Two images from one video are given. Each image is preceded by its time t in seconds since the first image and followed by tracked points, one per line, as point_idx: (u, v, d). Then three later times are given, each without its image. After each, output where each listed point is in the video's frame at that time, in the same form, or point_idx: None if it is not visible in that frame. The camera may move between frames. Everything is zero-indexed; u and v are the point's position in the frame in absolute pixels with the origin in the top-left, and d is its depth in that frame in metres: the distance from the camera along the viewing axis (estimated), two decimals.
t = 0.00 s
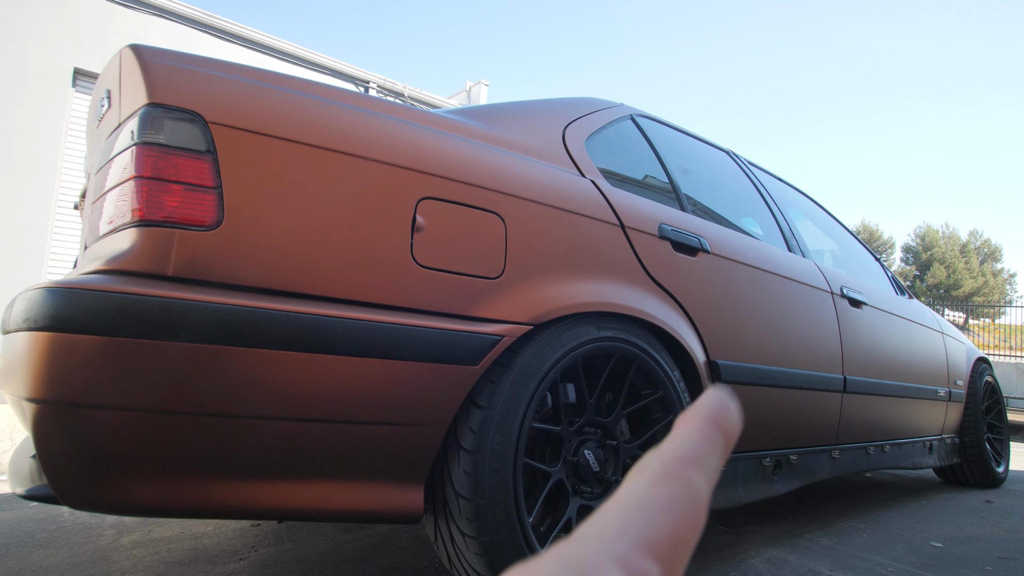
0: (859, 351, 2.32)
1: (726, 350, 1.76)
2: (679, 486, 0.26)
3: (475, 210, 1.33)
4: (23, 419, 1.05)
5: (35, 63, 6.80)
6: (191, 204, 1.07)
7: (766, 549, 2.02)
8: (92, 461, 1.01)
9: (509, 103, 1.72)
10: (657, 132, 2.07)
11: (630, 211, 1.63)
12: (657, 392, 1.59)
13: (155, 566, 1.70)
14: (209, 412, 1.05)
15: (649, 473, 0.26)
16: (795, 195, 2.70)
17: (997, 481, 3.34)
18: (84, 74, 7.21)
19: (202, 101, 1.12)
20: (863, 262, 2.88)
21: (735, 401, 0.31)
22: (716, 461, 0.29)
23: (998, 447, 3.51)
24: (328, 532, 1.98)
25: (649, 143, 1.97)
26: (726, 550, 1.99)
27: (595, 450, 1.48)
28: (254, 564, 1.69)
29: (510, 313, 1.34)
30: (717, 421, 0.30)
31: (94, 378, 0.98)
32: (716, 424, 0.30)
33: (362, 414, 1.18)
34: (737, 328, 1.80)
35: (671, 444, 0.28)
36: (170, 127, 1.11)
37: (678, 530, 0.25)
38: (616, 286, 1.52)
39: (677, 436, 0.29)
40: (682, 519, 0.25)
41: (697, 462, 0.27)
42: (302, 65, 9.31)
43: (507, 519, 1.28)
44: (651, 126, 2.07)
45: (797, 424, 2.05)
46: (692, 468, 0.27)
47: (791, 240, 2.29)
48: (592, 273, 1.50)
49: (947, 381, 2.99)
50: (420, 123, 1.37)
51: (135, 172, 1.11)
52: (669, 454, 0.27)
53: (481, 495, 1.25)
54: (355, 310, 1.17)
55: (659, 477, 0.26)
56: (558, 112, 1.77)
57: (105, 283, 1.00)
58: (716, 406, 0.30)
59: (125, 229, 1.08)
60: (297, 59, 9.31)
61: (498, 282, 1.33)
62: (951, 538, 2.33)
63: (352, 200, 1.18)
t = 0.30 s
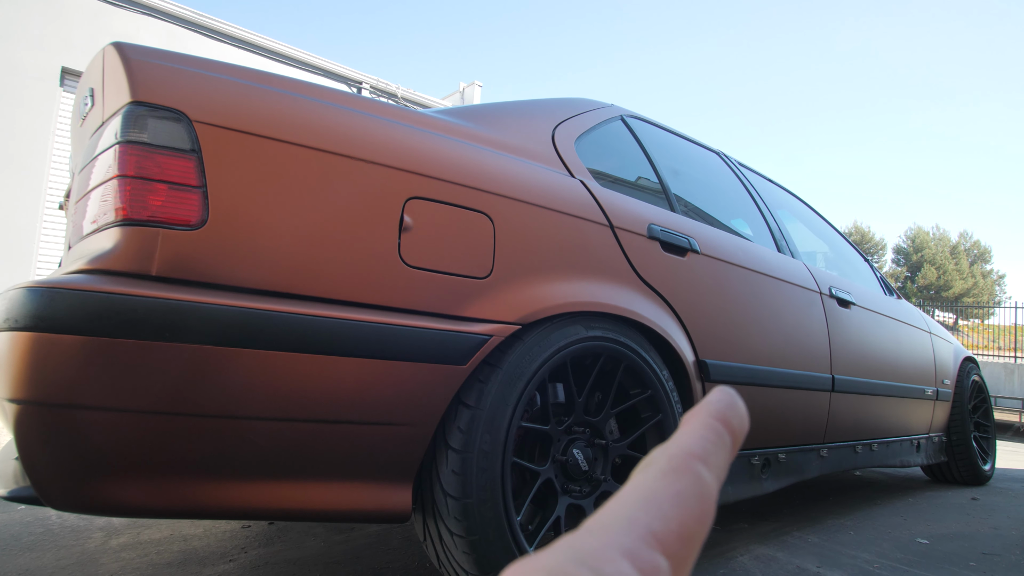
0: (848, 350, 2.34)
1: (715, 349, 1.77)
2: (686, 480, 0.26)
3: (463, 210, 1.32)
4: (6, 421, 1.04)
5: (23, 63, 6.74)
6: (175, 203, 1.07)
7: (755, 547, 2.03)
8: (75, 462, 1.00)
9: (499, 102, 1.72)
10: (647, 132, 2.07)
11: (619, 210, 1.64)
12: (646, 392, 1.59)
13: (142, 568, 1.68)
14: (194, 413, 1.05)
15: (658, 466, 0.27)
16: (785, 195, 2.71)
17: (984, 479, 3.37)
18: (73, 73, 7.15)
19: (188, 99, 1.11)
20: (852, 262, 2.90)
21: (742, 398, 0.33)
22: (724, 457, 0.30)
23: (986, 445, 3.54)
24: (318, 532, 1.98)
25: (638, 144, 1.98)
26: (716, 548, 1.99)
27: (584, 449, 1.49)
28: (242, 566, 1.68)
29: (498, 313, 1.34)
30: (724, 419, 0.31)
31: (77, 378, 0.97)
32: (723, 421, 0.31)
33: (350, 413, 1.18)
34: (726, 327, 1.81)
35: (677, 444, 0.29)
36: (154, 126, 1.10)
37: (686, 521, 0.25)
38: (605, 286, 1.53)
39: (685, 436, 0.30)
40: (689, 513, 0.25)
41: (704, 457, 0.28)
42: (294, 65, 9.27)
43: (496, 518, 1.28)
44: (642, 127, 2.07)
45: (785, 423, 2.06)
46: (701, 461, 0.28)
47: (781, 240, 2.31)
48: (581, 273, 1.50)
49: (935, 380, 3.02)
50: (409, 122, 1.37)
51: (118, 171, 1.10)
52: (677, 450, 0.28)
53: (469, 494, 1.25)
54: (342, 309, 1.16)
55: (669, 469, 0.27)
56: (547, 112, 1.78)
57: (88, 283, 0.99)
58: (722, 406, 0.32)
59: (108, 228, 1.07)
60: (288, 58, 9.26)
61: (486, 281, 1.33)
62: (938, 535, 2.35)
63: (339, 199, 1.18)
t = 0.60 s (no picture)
0: (849, 356, 2.33)
1: (716, 353, 1.77)
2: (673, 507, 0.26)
3: (465, 211, 1.33)
4: (9, 414, 1.05)
5: (31, 60, 6.79)
6: (181, 200, 1.08)
7: (754, 553, 2.02)
8: (78, 456, 1.01)
9: (502, 104, 1.72)
10: (650, 135, 2.08)
11: (621, 213, 1.64)
12: (646, 395, 1.59)
13: (142, 563, 1.69)
14: (196, 409, 1.05)
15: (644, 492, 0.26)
16: (788, 199, 2.71)
17: (988, 488, 3.35)
18: (80, 71, 7.20)
19: (193, 98, 1.12)
20: (855, 268, 2.89)
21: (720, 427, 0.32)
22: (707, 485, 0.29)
23: (989, 454, 3.52)
24: (317, 531, 1.98)
25: (641, 146, 1.98)
26: (715, 553, 1.99)
27: (584, 451, 1.49)
28: (241, 562, 1.69)
29: (499, 313, 1.34)
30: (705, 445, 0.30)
31: (80, 373, 0.98)
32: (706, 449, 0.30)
33: (350, 411, 1.18)
34: (727, 330, 1.81)
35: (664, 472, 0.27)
36: (160, 123, 1.11)
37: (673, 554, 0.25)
38: (607, 288, 1.53)
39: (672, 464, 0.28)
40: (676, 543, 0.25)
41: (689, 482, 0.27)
42: (299, 65, 9.31)
43: (494, 519, 1.28)
44: (644, 129, 2.07)
45: (786, 428, 2.05)
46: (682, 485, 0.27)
47: (783, 244, 2.30)
48: (582, 274, 1.50)
49: (938, 387, 3.00)
50: (412, 123, 1.38)
51: (124, 168, 1.11)
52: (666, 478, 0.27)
53: (468, 494, 1.26)
54: (343, 308, 1.17)
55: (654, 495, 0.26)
56: (550, 114, 1.78)
57: (93, 279, 0.99)
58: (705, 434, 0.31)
59: (113, 224, 1.08)
60: (294, 58, 9.31)
61: (488, 282, 1.34)
62: (939, 544, 2.33)
63: (342, 198, 1.18)
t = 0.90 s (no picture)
0: (857, 356, 2.32)
1: (723, 353, 1.76)
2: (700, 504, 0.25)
3: (473, 210, 1.33)
4: (22, 412, 1.06)
5: (37, 61, 6.83)
6: (191, 201, 1.08)
7: (762, 553, 2.02)
8: (90, 455, 1.01)
9: (509, 103, 1.72)
10: (656, 134, 2.07)
11: (628, 212, 1.64)
12: (654, 395, 1.58)
13: (151, 561, 1.70)
14: (207, 408, 1.06)
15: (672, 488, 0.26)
16: (795, 198, 2.70)
17: (996, 489, 3.33)
18: (86, 72, 7.24)
19: (202, 98, 1.12)
20: (863, 267, 2.88)
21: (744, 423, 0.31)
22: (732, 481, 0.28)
23: (998, 454, 3.50)
24: (324, 529, 1.98)
25: (648, 146, 1.97)
26: (722, 554, 1.98)
27: (591, 451, 1.49)
28: (249, 561, 1.69)
29: (507, 313, 1.34)
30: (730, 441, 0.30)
31: (92, 372, 0.98)
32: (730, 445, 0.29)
33: (358, 411, 1.19)
34: (735, 330, 1.80)
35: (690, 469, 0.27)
36: (170, 124, 1.11)
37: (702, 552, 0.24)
38: (614, 288, 1.53)
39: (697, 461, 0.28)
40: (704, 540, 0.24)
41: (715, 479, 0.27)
42: (303, 65, 9.32)
43: (502, 518, 1.29)
44: (651, 128, 2.07)
45: (794, 428, 2.05)
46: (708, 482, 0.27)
47: (790, 244, 2.29)
48: (590, 274, 1.50)
49: (946, 387, 2.99)
50: (419, 122, 1.38)
51: (134, 168, 1.11)
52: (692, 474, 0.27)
53: (476, 494, 1.26)
54: (352, 308, 1.17)
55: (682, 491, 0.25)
56: (557, 113, 1.78)
57: (104, 278, 1.00)
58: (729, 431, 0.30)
59: (124, 224, 1.09)
60: (298, 58, 9.33)
61: (495, 281, 1.34)
62: (948, 545, 2.32)
63: (351, 198, 1.18)
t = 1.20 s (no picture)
0: (877, 356, 2.28)
1: (740, 353, 1.75)
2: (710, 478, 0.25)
3: (488, 211, 1.34)
4: (52, 410, 1.09)
5: (61, 70, 6.99)
6: (212, 203, 1.10)
7: (781, 556, 2.00)
8: (115, 451, 1.04)
9: (522, 104, 1.73)
10: (670, 134, 2.07)
11: (642, 211, 1.64)
12: (669, 395, 1.58)
13: (172, 558, 1.73)
14: (228, 406, 1.08)
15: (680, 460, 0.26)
16: (811, 197, 2.67)
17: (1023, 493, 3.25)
18: (107, 80, 7.39)
19: (222, 102, 1.15)
20: (882, 266, 2.84)
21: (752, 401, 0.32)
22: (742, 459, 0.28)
23: None
24: (340, 528, 2.00)
25: (661, 145, 1.97)
26: (740, 556, 1.96)
27: (607, 451, 1.48)
28: (268, 559, 1.72)
29: (522, 312, 1.35)
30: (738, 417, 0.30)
31: (117, 370, 1.01)
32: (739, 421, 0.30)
33: (376, 409, 1.20)
34: (751, 330, 1.79)
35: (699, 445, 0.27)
36: (193, 128, 1.14)
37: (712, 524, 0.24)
38: (629, 287, 1.53)
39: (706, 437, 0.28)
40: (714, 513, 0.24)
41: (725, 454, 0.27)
42: (318, 71, 9.43)
43: (518, 517, 1.29)
44: (664, 128, 2.07)
45: (813, 429, 2.03)
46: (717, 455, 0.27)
47: (807, 243, 2.27)
48: (604, 274, 1.50)
49: (970, 388, 2.93)
50: (434, 124, 1.39)
51: (159, 172, 1.14)
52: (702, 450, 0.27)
53: (493, 493, 1.26)
54: (369, 307, 1.18)
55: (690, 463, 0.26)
56: (570, 114, 1.78)
57: (130, 279, 1.02)
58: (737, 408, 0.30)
59: (149, 226, 1.11)
60: (313, 64, 9.45)
61: (510, 281, 1.35)
62: (974, 550, 2.28)
63: (367, 199, 1.20)
